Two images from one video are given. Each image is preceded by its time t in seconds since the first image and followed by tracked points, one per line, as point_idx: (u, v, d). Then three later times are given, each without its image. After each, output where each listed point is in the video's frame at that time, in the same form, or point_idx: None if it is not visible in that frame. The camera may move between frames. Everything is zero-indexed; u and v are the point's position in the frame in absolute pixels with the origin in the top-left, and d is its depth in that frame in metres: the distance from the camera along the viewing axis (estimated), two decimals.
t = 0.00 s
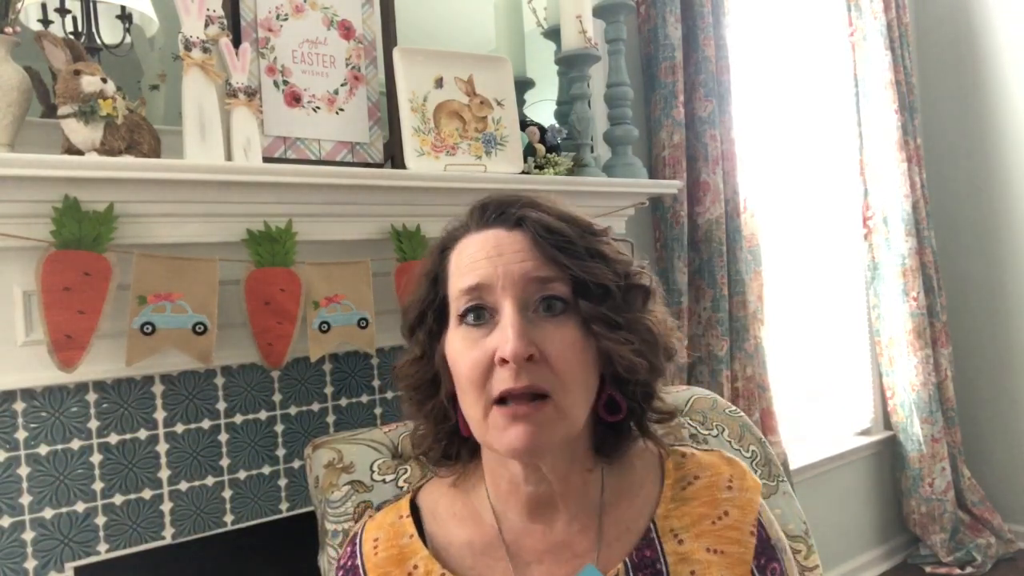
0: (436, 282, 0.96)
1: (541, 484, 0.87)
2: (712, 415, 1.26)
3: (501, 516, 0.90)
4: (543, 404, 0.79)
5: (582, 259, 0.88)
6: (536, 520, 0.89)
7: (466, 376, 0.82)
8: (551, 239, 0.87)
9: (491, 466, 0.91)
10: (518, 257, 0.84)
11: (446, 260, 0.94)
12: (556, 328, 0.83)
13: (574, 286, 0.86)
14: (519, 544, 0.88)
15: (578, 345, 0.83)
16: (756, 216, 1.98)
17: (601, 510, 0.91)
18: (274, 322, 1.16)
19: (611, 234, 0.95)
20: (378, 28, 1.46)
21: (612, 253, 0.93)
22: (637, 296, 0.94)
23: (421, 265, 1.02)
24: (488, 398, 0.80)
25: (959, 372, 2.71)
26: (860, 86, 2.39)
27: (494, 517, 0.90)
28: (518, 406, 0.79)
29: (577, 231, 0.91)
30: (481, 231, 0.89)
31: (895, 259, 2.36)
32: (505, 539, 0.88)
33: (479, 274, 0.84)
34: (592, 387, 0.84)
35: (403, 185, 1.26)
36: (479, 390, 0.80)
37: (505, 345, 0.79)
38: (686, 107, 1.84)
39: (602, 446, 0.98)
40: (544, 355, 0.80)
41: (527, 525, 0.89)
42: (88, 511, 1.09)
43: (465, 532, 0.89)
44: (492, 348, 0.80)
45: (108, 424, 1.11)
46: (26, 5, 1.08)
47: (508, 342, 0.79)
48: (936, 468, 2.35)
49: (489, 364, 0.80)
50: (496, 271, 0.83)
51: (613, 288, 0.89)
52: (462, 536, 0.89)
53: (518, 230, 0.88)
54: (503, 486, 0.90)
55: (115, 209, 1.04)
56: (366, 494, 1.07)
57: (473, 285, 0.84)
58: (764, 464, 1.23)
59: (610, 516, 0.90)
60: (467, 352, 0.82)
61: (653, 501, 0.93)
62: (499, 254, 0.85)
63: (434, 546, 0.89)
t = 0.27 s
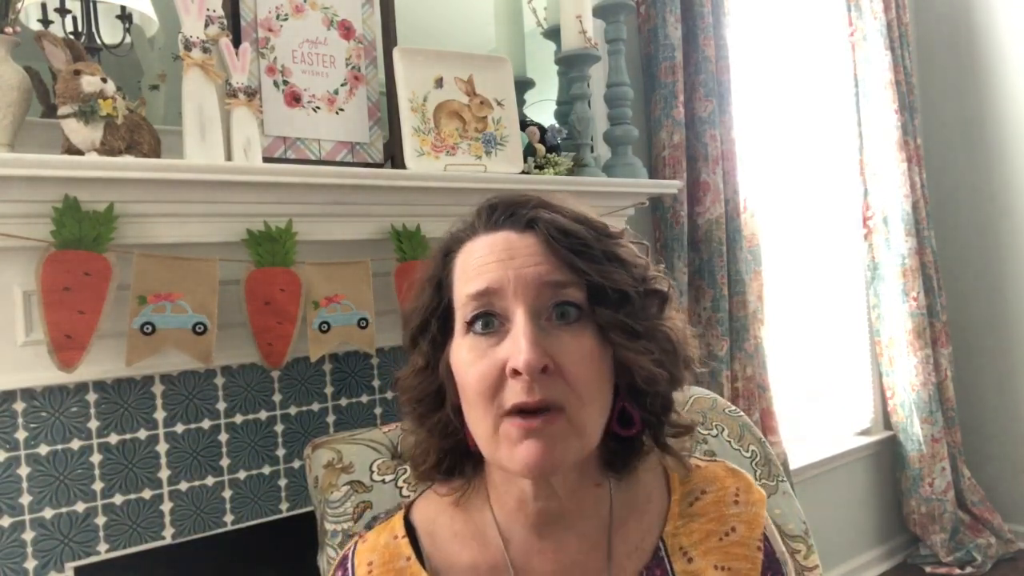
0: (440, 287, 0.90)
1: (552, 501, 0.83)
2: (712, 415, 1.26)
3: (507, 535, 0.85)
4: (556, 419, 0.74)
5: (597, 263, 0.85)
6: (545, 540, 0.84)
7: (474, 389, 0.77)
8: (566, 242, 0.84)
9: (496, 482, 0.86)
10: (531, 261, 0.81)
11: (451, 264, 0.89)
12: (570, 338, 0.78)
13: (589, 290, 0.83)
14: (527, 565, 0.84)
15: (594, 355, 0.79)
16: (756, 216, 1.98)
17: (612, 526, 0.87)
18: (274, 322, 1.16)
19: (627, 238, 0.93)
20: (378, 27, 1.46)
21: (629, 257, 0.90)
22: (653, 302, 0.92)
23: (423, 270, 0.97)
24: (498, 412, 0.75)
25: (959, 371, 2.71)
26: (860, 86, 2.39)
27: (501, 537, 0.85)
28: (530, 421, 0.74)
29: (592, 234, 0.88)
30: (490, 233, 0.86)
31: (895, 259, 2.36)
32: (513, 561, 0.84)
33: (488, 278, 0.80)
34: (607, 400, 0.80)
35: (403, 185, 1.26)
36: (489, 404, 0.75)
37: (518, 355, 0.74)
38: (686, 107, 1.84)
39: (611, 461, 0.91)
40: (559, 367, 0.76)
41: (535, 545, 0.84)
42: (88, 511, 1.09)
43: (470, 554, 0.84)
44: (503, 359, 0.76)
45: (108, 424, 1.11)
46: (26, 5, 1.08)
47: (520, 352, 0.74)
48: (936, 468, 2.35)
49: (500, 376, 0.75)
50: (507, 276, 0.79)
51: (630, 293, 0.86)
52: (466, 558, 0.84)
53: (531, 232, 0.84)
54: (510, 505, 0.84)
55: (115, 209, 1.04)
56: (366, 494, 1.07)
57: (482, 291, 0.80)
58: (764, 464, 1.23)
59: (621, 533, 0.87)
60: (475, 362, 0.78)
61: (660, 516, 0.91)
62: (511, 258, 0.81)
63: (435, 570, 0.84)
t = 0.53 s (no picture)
0: (436, 289, 0.90)
1: (542, 514, 0.83)
2: (712, 415, 1.26)
3: (494, 548, 0.85)
4: (559, 427, 0.74)
5: (604, 270, 0.86)
6: (533, 553, 0.83)
7: (475, 394, 0.76)
8: (574, 248, 0.85)
9: (485, 495, 0.86)
10: (539, 265, 0.81)
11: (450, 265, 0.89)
12: (574, 346, 0.79)
13: (594, 299, 0.85)
14: None
15: (597, 364, 0.80)
16: (756, 216, 1.98)
17: (601, 538, 0.87)
18: (274, 322, 1.16)
19: (631, 245, 0.95)
20: (378, 27, 1.46)
21: (633, 266, 0.92)
22: (654, 309, 0.94)
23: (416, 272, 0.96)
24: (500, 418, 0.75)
25: (959, 371, 2.71)
26: (860, 87, 2.39)
27: (488, 551, 0.84)
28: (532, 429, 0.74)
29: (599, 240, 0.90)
30: (497, 234, 0.86)
31: (895, 259, 2.36)
32: None
33: (493, 280, 0.80)
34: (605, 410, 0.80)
35: (403, 185, 1.26)
36: (491, 410, 0.75)
37: (524, 361, 0.74)
38: (686, 107, 1.84)
39: (599, 475, 0.92)
40: (563, 374, 0.76)
41: (523, 559, 0.83)
42: (88, 511, 1.09)
43: (455, 568, 0.83)
44: (507, 364, 0.76)
45: (108, 424, 1.11)
46: (26, 5, 1.08)
47: (527, 358, 0.74)
48: (936, 468, 2.35)
49: (503, 381, 0.75)
50: (514, 280, 0.79)
51: (635, 303, 0.88)
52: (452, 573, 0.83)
53: (539, 235, 0.85)
54: (498, 518, 0.84)
55: (115, 209, 1.04)
56: (366, 494, 1.07)
57: (486, 294, 0.80)
58: (764, 464, 1.23)
59: (610, 546, 0.86)
60: (478, 367, 0.77)
61: (652, 527, 0.90)
62: (519, 261, 0.81)
63: None
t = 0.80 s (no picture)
0: (437, 289, 0.88)
1: (538, 518, 0.82)
2: (712, 415, 1.26)
3: (487, 550, 0.84)
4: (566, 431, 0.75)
5: (610, 275, 0.88)
6: (525, 556, 0.83)
7: (481, 396, 0.76)
8: (581, 252, 0.86)
9: (481, 497, 0.85)
10: (547, 269, 0.81)
11: (451, 265, 0.88)
12: (579, 350, 0.80)
13: (599, 303, 0.86)
14: None
15: (601, 368, 0.81)
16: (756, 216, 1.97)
17: (596, 540, 0.86)
18: (274, 322, 1.16)
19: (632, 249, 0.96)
20: (378, 27, 1.46)
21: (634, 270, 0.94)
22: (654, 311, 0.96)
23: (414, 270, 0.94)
24: (507, 421, 0.75)
25: (958, 371, 2.71)
26: (861, 87, 2.42)
27: (480, 554, 0.84)
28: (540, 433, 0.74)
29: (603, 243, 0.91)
30: (502, 236, 0.86)
31: (895, 259, 2.37)
32: None
33: (501, 282, 0.80)
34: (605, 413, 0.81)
35: (402, 185, 1.26)
36: (498, 412, 0.75)
37: (534, 364, 0.74)
38: (686, 107, 1.84)
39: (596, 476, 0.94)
40: (569, 378, 0.76)
41: (515, 561, 0.83)
42: (88, 511, 1.09)
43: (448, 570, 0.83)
44: (515, 367, 0.76)
45: (108, 424, 1.11)
46: (26, 5, 1.08)
47: (537, 362, 0.74)
48: (935, 467, 2.35)
49: (511, 384, 0.75)
50: (523, 283, 0.79)
51: (639, 308, 0.90)
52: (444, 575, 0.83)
53: (545, 239, 0.85)
54: (492, 520, 0.84)
55: (115, 209, 1.04)
56: (366, 494, 1.07)
57: (493, 296, 0.79)
58: (764, 464, 1.23)
59: (604, 549, 0.86)
60: (484, 368, 0.77)
61: (649, 529, 0.89)
62: (526, 263, 0.81)
63: None
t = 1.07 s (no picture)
0: (444, 291, 0.88)
1: (539, 517, 0.82)
2: (712, 415, 1.26)
3: (487, 549, 0.85)
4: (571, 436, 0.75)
5: (615, 279, 0.87)
6: (527, 555, 0.84)
7: (486, 400, 0.76)
8: (588, 258, 0.85)
9: (482, 496, 0.85)
10: (554, 275, 0.81)
11: (458, 267, 0.88)
12: (584, 355, 0.80)
13: (603, 307, 0.86)
14: None
15: (605, 373, 0.81)
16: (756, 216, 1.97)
17: (596, 540, 0.86)
18: (274, 322, 1.16)
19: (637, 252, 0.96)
20: (378, 27, 1.46)
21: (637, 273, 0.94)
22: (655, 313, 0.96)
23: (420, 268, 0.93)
24: (512, 425, 0.75)
25: (959, 371, 2.71)
26: (861, 88, 2.42)
27: (481, 552, 0.84)
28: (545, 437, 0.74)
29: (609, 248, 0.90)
30: (510, 240, 0.85)
31: (895, 259, 2.37)
32: None
33: (507, 287, 0.80)
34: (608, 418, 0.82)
35: (402, 185, 1.26)
36: (503, 416, 0.75)
37: (540, 369, 0.74)
38: (686, 107, 1.84)
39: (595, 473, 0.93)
40: (573, 383, 0.77)
41: (516, 560, 0.84)
42: (88, 511, 1.09)
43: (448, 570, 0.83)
44: (521, 372, 0.76)
45: (108, 424, 1.11)
46: (26, 5, 1.08)
47: (543, 367, 0.74)
48: (936, 467, 2.35)
49: (516, 388, 0.75)
50: (529, 288, 0.79)
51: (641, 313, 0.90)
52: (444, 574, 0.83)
53: (552, 243, 0.85)
54: (492, 519, 0.84)
55: (115, 209, 1.04)
56: (366, 494, 1.07)
57: (499, 300, 0.79)
58: (764, 464, 1.23)
59: (602, 548, 0.86)
60: (489, 373, 0.77)
61: (645, 528, 0.89)
62: (533, 269, 0.81)
63: None
